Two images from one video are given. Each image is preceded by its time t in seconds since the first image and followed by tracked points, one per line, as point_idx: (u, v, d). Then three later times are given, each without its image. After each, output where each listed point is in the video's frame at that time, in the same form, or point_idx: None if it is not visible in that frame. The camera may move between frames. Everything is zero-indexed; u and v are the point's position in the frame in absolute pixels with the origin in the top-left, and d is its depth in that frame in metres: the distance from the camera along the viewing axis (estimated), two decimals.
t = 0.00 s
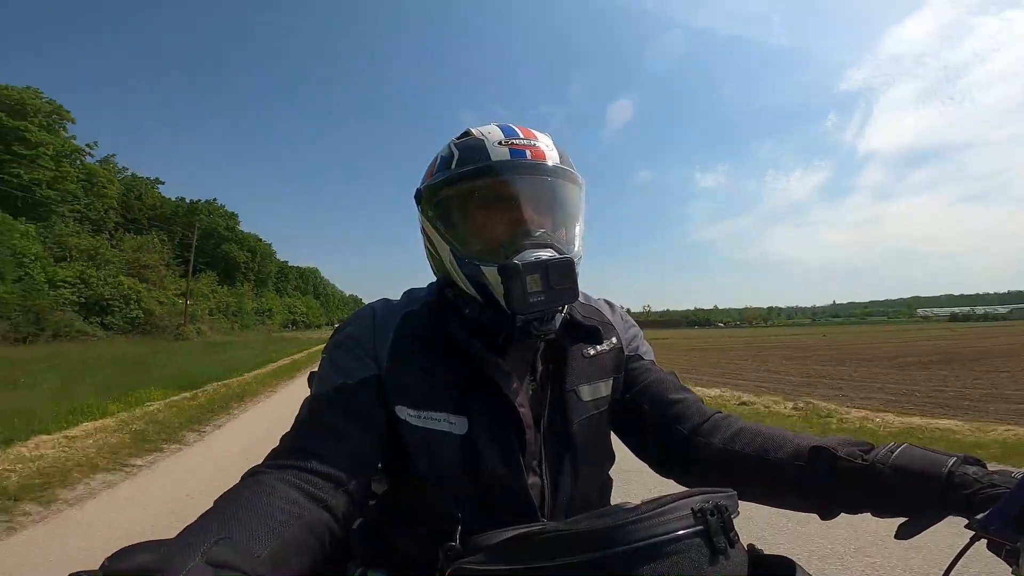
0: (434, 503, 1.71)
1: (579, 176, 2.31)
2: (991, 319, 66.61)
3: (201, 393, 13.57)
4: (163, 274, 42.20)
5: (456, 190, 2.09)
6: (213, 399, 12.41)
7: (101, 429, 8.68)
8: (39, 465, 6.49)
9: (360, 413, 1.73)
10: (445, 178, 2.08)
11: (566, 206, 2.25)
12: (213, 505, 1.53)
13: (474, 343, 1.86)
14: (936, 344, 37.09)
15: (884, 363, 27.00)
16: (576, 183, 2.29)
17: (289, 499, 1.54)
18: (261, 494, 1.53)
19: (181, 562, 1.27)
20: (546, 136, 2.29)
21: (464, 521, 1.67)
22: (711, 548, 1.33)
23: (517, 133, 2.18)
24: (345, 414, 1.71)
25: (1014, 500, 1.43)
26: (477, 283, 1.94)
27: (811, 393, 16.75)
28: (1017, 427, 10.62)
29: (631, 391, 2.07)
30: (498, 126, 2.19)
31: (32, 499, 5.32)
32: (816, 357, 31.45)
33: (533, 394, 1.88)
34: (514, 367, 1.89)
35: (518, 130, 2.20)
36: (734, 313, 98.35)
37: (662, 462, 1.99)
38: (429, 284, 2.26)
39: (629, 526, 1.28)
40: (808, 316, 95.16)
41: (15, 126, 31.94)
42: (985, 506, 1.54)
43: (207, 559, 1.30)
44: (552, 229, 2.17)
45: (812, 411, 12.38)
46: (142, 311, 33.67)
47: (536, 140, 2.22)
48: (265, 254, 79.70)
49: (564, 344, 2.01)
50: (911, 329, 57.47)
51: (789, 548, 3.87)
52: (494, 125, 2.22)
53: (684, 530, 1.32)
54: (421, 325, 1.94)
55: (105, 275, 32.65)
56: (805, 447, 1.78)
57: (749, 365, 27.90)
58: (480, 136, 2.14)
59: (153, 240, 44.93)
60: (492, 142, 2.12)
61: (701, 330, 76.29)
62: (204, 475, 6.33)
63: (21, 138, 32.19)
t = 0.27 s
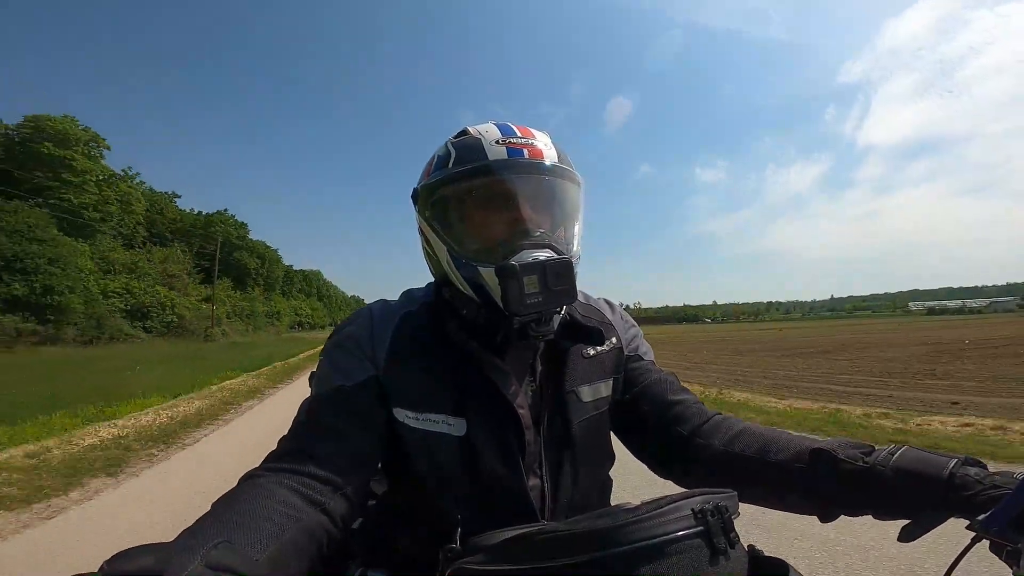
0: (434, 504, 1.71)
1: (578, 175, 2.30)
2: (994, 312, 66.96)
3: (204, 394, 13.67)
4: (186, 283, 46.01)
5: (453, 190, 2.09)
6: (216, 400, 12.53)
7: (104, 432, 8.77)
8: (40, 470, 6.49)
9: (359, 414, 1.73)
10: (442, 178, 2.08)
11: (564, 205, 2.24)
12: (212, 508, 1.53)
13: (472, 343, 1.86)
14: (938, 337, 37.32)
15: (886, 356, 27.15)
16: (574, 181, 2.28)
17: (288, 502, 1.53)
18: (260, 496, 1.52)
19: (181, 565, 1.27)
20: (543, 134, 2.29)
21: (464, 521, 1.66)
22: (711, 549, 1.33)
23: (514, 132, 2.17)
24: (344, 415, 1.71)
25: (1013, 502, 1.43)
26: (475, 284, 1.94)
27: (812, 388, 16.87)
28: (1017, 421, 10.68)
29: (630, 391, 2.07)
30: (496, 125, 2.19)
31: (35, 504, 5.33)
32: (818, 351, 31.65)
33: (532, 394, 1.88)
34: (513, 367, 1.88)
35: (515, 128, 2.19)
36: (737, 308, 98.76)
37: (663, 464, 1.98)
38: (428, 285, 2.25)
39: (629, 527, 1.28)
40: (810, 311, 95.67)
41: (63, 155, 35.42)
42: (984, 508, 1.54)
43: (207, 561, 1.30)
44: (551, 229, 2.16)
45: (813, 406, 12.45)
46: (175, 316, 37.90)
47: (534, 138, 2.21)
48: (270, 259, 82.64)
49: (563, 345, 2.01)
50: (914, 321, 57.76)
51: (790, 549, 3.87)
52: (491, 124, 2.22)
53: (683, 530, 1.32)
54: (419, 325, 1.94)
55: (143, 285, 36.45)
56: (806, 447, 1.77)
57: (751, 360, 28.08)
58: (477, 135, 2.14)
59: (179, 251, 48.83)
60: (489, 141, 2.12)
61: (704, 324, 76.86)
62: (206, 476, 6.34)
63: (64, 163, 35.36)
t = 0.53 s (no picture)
0: (433, 506, 1.70)
1: (574, 175, 2.29)
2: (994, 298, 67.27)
3: (204, 396, 13.78)
4: (206, 289, 50.51)
5: (447, 192, 2.08)
6: (217, 402, 12.68)
7: (105, 433, 8.85)
8: (40, 474, 6.49)
9: (356, 416, 1.73)
10: (436, 179, 2.08)
11: (560, 205, 2.23)
12: (209, 512, 1.52)
13: (469, 346, 1.86)
14: (937, 326, 37.49)
15: (885, 347, 27.29)
16: (570, 181, 2.27)
17: (285, 506, 1.53)
18: (257, 500, 1.52)
19: (176, 569, 1.26)
20: (537, 133, 2.28)
21: (462, 523, 1.66)
22: (710, 552, 1.32)
23: (507, 132, 2.16)
24: (340, 417, 1.70)
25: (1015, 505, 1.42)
26: (470, 286, 1.93)
27: (811, 382, 16.97)
28: (1015, 411, 10.74)
29: (629, 393, 2.06)
30: (489, 124, 2.18)
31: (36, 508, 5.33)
32: (818, 343, 31.82)
33: (529, 396, 1.88)
34: (510, 370, 1.88)
35: (508, 128, 2.19)
36: (737, 301, 99.44)
37: (662, 466, 1.98)
38: (425, 287, 2.25)
39: (627, 530, 1.28)
40: (812, 302, 96.33)
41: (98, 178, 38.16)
42: (985, 511, 1.54)
43: (203, 565, 1.29)
44: (547, 230, 2.16)
45: (812, 399, 12.52)
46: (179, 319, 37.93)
47: (528, 137, 2.20)
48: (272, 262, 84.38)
49: (562, 347, 2.00)
50: (913, 311, 57.98)
51: (789, 550, 3.88)
52: (485, 123, 2.21)
53: (681, 532, 1.31)
54: (415, 328, 1.93)
55: (174, 294, 41.05)
56: (806, 450, 1.76)
57: (752, 353, 28.25)
58: (471, 135, 2.13)
59: (200, 261, 53.43)
60: (482, 141, 2.11)
61: (705, 316, 77.51)
62: (206, 478, 6.34)
63: (95, 186, 37.71)
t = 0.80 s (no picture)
0: (428, 507, 1.70)
1: (566, 176, 2.29)
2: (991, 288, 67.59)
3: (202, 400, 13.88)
4: (225, 295, 54.55)
5: (439, 194, 2.08)
6: (214, 406, 12.67)
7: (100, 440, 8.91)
8: (37, 483, 6.48)
9: (349, 418, 1.73)
10: (428, 183, 2.07)
11: (553, 207, 2.23)
12: (201, 512, 1.52)
13: (463, 349, 1.85)
14: (932, 319, 37.63)
15: (882, 340, 27.44)
16: (562, 183, 2.27)
17: (278, 506, 1.52)
18: (249, 501, 1.51)
19: (167, 568, 1.25)
20: (529, 135, 2.28)
21: (457, 524, 1.66)
22: (705, 555, 1.32)
23: (499, 135, 2.16)
24: (333, 420, 1.70)
25: (1008, 510, 1.42)
26: (462, 289, 1.93)
27: (806, 378, 17.09)
28: (1008, 405, 10.81)
29: (625, 394, 2.06)
30: (481, 127, 2.17)
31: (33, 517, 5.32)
32: (813, 337, 32.02)
33: (523, 398, 1.87)
34: (504, 372, 1.87)
35: (500, 130, 2.18)
36: (734, 297, 99.65)
37: (657, 468, 1.98)
38: (419, 289, 2.24)
39: (620, 533, 1.27)
40: (809, 294, 96.74)
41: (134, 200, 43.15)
42: (978, 516, 1.54)
43: (195, 564, 1.29)
44: (540, 232, 2.15)
45: (807, 394, 12.60)
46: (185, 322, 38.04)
47: (520, 139, 2.20)
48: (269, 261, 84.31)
49: (556, 349, 2.00)
50: (909, 304, 58.17)
51: (785, 552, 3.89)
52: (477, 126, 2.21)
53: (677, 536, 1.30)
54: (409, 331, 1.93)
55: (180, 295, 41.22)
56: (801, 454, 1.76)
57: (747, 348, 28.45)
58: (461, 138, 2.12)
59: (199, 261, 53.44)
60: (473, 143, 2.11)
61: (702, 311, 77.74)
62: (203, 483, 6.34)
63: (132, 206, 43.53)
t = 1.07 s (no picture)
0: (426, 507, 1.70)
1: (567, 176, 2.29)
2: (987, 284, 67.87)
3: (203, 402, 13.97)
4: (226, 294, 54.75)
5: (440, 194, 2.08)
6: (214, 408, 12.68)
7: (101, 444, 8.92)
8: (36, 488, 6.47)
9: (348, 418, 1.72)
10: (429, 182, 2.07)
11: (553, 208, 2.23)
12: (196, 510, 1.51)
13: (462, 348, 1.85)
14: (928, 317, 37.79)
15: (879, 339, 27.53)
16: (563, 184, 2.27)
17: (274, 505, 1.52)
18: (246, 499, 1.51)
19: (161, 567, 1.25)
20: (531, 136, 2.28)
21: (454, 524, 1.66)
22: (702, 557, 1.32)
23: (500, 135, 2.16)
24: (332, 419, 1.70)
25: (1005, 512, 1.42)
26: (462, 289, 1.93)
27: (804, 376, 17.15)
28: (1004, 403, 10.88)
29: (623, 396, 2.06)
30: (482, 127, 2.17)
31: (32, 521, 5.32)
32: (811, 334, 32.14)
33: (522, 399, 1.87)
34: (503, 372, 1.87)
35: (501, 130, 2.18)
36: (732, 296, 99.85)
37: (655, 469, 1.98)
38: (418, 289, 2.24)
39: (617, 535, 1.27)
40: (807, 292, 97.07)
41: (162, 214, 46.68)
42: (973, 520, 1.54)
43: (189, 563, 1.28)
44: (540, 232, 2.15)
45: (805, 392, 12.64)
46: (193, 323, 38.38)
47: (520, 140, 2.20)
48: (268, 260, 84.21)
49: (556, 349, 1.99)
50: (906, 302, 58.37)
51: (782, 554, 3.91)
52: (479, 125, 2.21)
53: (673, 538, 1.30)
54: (408, 330, 1.93)
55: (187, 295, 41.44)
56: (798, 456, 1.77)
57: (745, 346, 28.57)
58: (463, 138, 2.13)
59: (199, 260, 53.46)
60: (475, 144, 2.10)
61: (699, 310, 77.92)
62: (203, 485, 6.34)
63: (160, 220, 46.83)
